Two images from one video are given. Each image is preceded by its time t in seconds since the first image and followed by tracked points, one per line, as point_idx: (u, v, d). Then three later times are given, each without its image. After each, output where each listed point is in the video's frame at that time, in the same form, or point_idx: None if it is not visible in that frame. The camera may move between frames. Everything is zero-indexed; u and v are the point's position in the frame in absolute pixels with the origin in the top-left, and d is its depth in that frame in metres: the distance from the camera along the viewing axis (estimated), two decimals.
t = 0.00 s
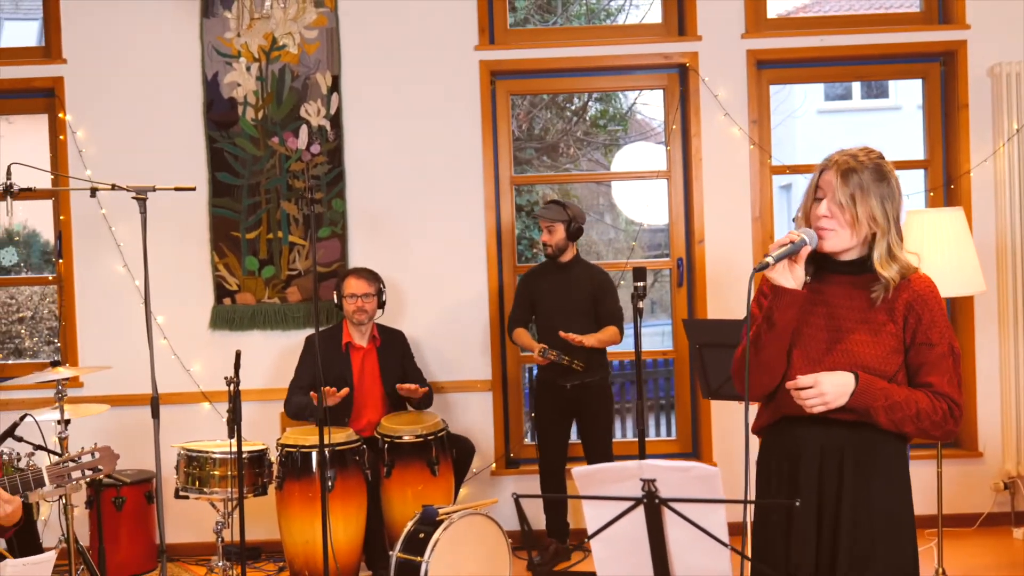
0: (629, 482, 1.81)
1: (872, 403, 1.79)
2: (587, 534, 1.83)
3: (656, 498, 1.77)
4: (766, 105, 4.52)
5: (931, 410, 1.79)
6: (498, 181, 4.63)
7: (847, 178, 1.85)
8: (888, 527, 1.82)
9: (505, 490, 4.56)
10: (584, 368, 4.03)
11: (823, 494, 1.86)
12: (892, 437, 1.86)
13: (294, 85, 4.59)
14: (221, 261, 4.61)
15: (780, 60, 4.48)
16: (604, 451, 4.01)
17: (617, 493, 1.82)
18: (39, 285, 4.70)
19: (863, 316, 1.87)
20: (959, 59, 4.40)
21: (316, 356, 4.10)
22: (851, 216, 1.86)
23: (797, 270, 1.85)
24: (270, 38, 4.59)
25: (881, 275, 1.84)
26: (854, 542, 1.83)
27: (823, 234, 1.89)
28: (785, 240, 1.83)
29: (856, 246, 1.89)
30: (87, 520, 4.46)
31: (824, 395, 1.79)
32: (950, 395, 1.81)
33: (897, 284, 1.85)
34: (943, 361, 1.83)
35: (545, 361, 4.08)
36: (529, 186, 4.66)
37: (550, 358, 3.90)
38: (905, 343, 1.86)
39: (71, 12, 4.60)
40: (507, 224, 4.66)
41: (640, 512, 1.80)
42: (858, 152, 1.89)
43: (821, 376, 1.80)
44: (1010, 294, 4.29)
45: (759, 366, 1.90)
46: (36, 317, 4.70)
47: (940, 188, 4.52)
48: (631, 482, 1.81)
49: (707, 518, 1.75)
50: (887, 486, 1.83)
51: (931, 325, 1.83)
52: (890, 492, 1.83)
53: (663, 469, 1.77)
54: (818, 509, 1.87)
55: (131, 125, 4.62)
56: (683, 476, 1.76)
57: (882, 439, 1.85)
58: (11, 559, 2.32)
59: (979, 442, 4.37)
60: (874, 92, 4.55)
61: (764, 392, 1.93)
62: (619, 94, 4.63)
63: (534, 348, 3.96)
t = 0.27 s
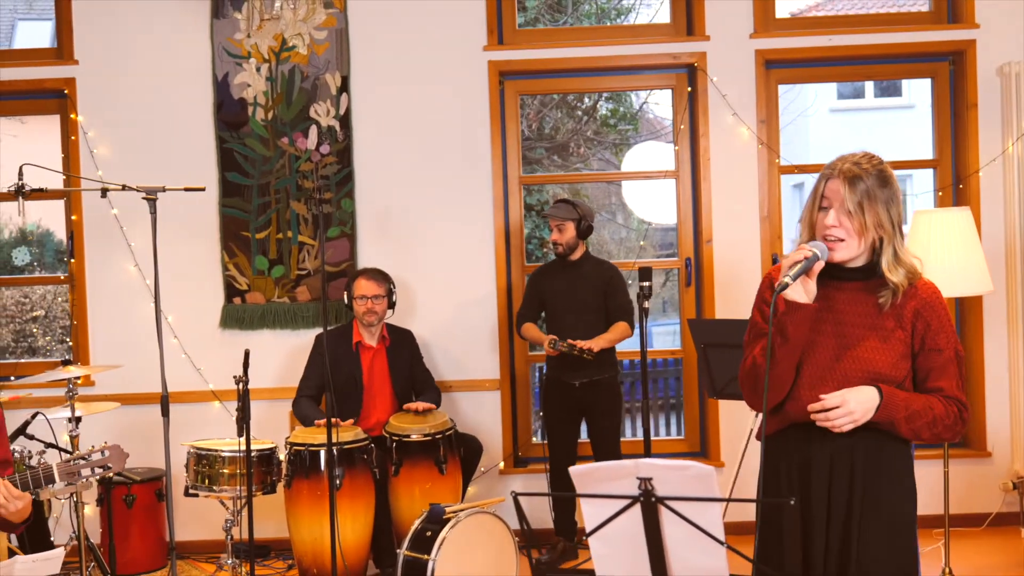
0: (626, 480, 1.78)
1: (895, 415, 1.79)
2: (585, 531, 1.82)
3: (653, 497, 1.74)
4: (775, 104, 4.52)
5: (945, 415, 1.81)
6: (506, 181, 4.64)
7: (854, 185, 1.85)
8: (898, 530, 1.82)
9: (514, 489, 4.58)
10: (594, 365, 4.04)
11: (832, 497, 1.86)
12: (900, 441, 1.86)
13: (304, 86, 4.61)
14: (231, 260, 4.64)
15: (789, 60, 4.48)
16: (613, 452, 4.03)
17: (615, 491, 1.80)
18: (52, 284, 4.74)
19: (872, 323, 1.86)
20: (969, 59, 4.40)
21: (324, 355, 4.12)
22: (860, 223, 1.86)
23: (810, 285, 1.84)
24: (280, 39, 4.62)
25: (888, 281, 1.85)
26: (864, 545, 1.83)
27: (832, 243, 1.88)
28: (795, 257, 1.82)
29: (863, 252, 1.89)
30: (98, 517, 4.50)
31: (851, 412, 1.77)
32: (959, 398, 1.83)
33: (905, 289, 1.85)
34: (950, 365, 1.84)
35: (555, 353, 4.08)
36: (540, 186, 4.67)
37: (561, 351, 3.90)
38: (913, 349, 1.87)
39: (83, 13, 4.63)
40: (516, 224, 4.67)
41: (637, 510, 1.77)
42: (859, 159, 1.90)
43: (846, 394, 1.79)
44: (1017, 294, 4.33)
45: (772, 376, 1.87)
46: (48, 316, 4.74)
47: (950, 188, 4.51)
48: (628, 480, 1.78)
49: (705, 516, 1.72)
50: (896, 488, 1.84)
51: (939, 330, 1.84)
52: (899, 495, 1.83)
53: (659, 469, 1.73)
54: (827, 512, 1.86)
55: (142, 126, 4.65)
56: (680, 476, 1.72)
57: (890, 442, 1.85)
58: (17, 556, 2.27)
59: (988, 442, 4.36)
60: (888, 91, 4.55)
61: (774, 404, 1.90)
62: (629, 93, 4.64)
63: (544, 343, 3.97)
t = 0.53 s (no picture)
0: (620, 476, 1.83)
1: (906, 418, 1.79)
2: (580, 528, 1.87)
3: (647, 493, 1.79)
4: (784, 105, 4.54)
5: (950, 415, 1.81)
6: (516, 181, 4.66)
7: (856, 185, 1.87)
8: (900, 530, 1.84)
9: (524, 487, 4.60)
10: (612, 364, 4.10)
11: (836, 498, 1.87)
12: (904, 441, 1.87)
13: (316, 87, 4.65)
14: (244, 260, 4.68)
15: (799, 59, 4.50)
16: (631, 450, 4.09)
17: (610, 488, 1.84)
18: (68, 283, 4.80)
19: (875, 324, 1.87)
20: (980, 58, 4.40)
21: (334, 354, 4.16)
22: (862, 222, 1.87)
23: (815, 288, 1.85)
24: (292, 40, 4.65)
25: (890, 280, 1.86)
26: (868, 546, 1.84)
27: (835, 244, 1.89)
28: (799, 264, 1.83)
29: (865, 252, 1.90)
30: (113, 514, 4.55)
31: (868, 427, 1.77)
32: (963, 398, 1.84)
33: (907, 289, 1.87)
34: (952, 365, 1.87)
35: (573, 353, 4.13)
36: (553, 185, 4.69)
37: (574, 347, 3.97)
38: (915, 349, 1.89)
39: (98, 16, 4.69)
40: (526, 224, 4.70)
41: (631, 506, 1.82)
42: (860, 159, 1.92)
43: (857, 410, 1.79)
44: None
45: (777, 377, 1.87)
46: (64, 315, 4.80)
47: (961, 187, 4.52)
48: (622, 477, 1.83)
49: (698, 513, 1.77)
50: (899, 488, 1.85)
51: (941, 330, 1.86)
52: (901, 494, 1.85)
53: (653, 465, 1.78)
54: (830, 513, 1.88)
55: (157, 127, 4.70)
56: (674, 472, 1.77)
57: (892, 442, 1.87)
58: (29, 551, 2.38)
59: (1000, 442, 4.35)
60: (904, 89, 4.55)
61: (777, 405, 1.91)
62: (641, 94, 4.65)
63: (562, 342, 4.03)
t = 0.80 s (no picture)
0: (616, 469, 1.98)
1: (925, 401, 1.80)
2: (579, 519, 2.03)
3: (642, 486, 1.95)
4: (800, 104, 4.60)
5: (960, 404, 1.82)
6: (533, 180, 4.69)
7: (856, 180, 1.88)
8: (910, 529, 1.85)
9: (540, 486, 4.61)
10: (633, 364, 4.14)
11: (846, 496, 1.88)
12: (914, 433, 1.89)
13: (334, 88, 4.70)
14: (263, 259, 4.74)
15: (814, 59, 4.55)
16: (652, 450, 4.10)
17: (607, 480, 2.00)
18: (91, 282, 4.88)
19: (881, 316, 1.89)
20: (997, 56, 4.44)
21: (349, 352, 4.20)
22: (865, 217, 1.89)
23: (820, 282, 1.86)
24: (311, 42, 4.71)
25: (896, 272, 1.88)
26: (878, 544, 1.84)
27: (840, 239, 1.91)
28: (803, 257, 1.84)
29: (870, 245, 1.92)
30: (134, 509, 4.62)
31: (895, 401, 1.77)
32: (972, 388, 1.85)
33: (913, 281, 1.88)
34: (960, 356, 1.87)
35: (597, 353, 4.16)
36: (572, 185, 4.73)
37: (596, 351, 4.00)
38: (923, 340, 1.89)
39: (121, 19, 4.77)
40: (542, 224, 4.72)
41: (628, 497, 1.98)
42: (861, 154, 1.92)
43: (881, 387, 1.79)
44: None
45: (785, 371, 1.89)
46: (88, 313, 4.89)
47: (978, 185, 4.58)
48: (618, 470, 1.97)
49: (691, 505, 1.93)
50: (909, 487, 1.86)
51: (948, 322, 1.87)
52: (912, 494, 1.86)
53: (648, 459, 1.93)
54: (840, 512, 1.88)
55: (179, 128, 4.77)
56: (667, 466, 1.92)
57: (903, 441, 1.87)
58: (49, 541, 2.49)
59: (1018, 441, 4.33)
60: (930, 88, 4.60)
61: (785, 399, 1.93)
62: (662, 93, 4.68)
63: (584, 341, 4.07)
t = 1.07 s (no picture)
0: (619, 465, 2.13)
1: (930, 414, 1.80)
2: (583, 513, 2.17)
3: (644, 480, 2.10)
4: (815, 104, 4.62)
5: (970, 409, 1.83)
6: (549, 180, 4.72)
7: (865, 185, 1.88)
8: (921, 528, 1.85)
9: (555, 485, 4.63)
10: (647, 364, 4.06)
11: (858, 496, 1.87)
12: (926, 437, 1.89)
13: (351, 88, 4.73)
14: (281, 259, 4.78)
15: (828, 59, 4.57)
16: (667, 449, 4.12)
17: (610, 476, 2.15)
18: (113, 281, 4.94)
19: (893, 319, 1.89)
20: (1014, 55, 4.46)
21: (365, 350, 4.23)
22: (875, 222, 1.88)
23: (830, 285, 1.86)
24: (328, 44, 4.75)
25: (907, 276, 1.89)
26: (889, 544, 1.84)
27: (850, 244, 1.90)
28: (812, 262, 1.84)
29: (880, 249, 1.92)
30: (153, 506, 4.67)
31: (896, 421, 1.77)
32: (983, 391, 1.85)
33: (924, 284, 1.89)
34: (972, 359, 1.87)
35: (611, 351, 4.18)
36: (590, 184, 4.74)
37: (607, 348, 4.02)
38: (934, 343, 1.90)
39: (142, 21, 4.83)
40: (558, 223, 4.73)
41: (630, 491, 2.13)
42: (871, 158, 1.93)
43: (882, 406, 1.79)
44: None
45: (797, 374, 1.90)
46: (110, 312, 4.95)
47: (994, 184, 4.61)
48: (620, 465, 2.12)
49: (690, 499, 2.09)
50: (920, 486, 1.86)
51: (960, 325, 1.87)
52: (922, 492, 1.86)
53: (649, 455, 2.08)
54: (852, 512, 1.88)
55: (198, 129, 4.82)
56: (667, 462, 2.07)
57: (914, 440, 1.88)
58: (68, 534, 2.54)
59: None
60: (954, 86, 4.62)
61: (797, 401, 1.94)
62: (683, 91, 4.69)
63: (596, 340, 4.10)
